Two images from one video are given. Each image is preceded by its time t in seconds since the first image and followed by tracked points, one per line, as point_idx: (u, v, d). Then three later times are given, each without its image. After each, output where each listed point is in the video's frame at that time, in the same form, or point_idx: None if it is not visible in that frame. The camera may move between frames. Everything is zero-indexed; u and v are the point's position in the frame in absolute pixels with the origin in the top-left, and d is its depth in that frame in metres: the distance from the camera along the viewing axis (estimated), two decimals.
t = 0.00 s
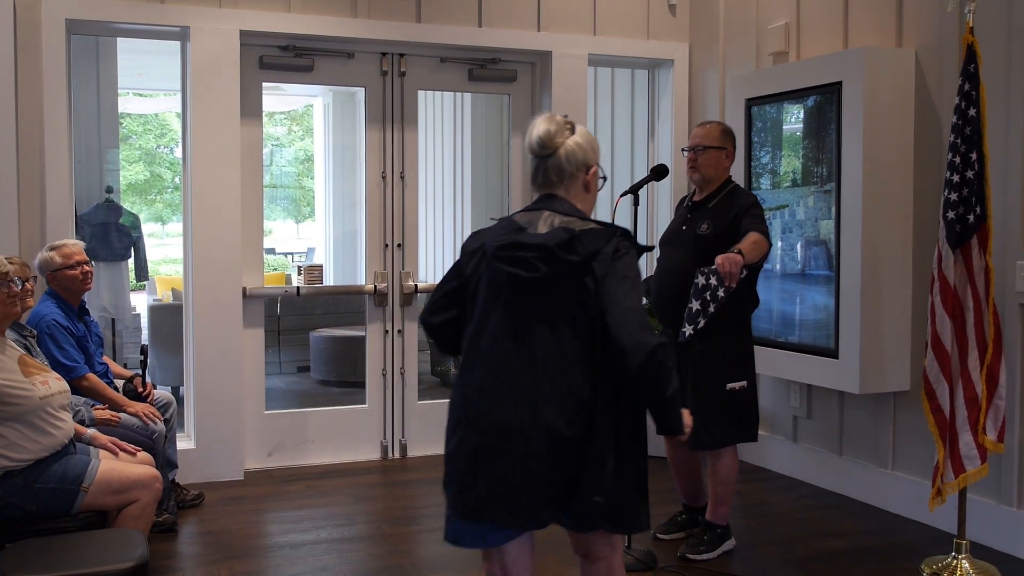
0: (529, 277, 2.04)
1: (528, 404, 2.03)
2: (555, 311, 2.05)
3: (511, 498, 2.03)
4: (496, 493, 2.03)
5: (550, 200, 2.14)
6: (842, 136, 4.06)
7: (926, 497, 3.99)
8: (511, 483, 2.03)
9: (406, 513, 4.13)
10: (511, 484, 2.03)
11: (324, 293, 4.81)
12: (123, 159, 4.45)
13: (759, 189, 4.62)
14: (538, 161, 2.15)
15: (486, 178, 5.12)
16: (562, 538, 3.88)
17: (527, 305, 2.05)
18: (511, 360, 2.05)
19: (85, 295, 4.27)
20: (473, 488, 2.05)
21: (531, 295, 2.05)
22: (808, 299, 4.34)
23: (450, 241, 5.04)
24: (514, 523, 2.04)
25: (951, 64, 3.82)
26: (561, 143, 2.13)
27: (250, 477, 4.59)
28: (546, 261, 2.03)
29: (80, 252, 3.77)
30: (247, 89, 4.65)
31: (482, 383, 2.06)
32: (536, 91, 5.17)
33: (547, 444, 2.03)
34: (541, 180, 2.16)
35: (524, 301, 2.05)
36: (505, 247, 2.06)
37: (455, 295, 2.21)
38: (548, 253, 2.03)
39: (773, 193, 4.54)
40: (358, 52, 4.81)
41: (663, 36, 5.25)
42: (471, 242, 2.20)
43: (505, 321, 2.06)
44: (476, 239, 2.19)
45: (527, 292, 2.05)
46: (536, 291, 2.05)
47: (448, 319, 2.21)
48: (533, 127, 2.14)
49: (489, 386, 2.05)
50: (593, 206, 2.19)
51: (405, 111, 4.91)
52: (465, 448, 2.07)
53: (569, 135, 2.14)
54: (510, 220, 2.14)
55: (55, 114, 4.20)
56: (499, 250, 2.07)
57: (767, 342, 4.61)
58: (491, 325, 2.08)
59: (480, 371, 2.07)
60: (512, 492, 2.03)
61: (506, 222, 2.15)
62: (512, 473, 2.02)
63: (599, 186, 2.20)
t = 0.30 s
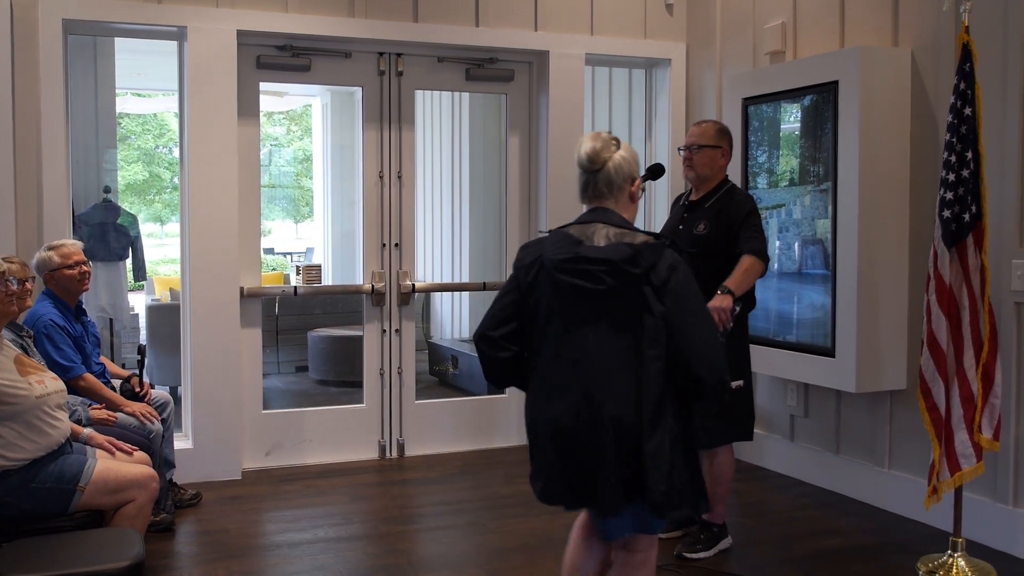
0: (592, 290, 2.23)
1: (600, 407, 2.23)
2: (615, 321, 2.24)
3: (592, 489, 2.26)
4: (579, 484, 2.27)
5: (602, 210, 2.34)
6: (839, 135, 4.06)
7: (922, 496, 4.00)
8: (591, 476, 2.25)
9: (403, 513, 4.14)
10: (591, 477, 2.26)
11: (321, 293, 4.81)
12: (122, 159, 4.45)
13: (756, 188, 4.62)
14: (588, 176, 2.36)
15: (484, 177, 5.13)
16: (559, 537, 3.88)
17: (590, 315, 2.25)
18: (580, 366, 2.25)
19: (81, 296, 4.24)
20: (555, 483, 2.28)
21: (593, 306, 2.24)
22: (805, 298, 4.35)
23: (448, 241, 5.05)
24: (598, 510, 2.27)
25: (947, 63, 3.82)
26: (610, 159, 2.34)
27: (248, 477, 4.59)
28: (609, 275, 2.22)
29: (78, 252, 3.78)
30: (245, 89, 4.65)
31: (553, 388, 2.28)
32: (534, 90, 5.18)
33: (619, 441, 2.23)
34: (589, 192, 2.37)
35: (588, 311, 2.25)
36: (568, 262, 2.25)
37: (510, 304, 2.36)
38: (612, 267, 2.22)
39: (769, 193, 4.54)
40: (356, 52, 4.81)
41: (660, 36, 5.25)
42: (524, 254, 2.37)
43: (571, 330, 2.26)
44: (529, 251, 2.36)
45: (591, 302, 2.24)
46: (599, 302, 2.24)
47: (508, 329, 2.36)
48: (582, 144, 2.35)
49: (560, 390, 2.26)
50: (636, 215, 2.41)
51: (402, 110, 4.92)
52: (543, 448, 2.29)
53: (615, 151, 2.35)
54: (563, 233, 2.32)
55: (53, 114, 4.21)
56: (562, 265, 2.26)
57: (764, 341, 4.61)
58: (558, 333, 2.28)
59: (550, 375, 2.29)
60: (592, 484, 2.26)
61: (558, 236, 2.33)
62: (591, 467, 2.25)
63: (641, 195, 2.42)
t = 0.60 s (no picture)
0: (638, 279, 2.34)
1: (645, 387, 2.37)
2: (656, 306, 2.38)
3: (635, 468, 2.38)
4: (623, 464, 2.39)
5: (641, 203, 2.50)
6: (830, 136, 4.07)
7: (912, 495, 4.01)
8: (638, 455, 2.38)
9: (395, 513, 4.14)
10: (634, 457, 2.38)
11: (313, 293, 4.81)
12: (114, 159, 4.45)
13: (748, 189, 4.63)
14: (625, 170, 2.50)
15: (476, 177, 5.14)
16: (551, 537, 3.89)
17: (633, 301, 2.37)
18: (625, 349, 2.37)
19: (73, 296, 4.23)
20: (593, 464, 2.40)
21: (636, 293, 2.37)
22: (796, 298, 4.36)
23: (441, 241, 5.05)
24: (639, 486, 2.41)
25: (938, 65, 3.84)
26: (646, 154, 2.48)
27: (240, 477, 4.59)
28: (654, 264, 2.35)
29: (71, 252, 3.78)
30: (237, 89, 4.65)
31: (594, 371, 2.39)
32: (526, 91, 5.19)
33: (664, 420, 2.38)
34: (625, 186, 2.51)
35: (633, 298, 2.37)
36: (615, 251, 2.35)
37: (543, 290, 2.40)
38: (659, 257, 2.35)
39: (761, 193, 4.55)
40: (348, 51, 4.81)
41: (653, 36, 5.26)
42: (558, 241, 2.42)
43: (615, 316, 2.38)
44: (563, 238, 2.42)
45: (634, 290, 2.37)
46: (641, 289, 2.37)
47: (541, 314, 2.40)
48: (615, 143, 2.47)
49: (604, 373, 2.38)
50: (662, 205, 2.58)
51: (395, 110, 4.91)
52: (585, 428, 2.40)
53: (650, 147, 2.50)
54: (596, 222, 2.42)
55: (45, 113, 4.21)
56: (607, 255, 2.35)
57: (755, 341, 4.62)
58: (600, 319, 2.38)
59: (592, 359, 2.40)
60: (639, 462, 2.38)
61: (590, 227, 2.42)
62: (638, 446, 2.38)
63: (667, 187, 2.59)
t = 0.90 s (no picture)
0: (646, 272, 2.58)
1: (658, 375, 2.59)
2: (664, 297, 2.60)
3: (648, 450, 2.62)
4: (639, 446, 2.62)
5: (648, 205, 2.70)
6: (817, 136, 4.09)
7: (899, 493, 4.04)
8: (652, 438, 2.61)
9: (384, 513, 4.14)
10: (648, 439, 2.61)
11: (301, 293, 4.80)
12: (101, 159, 4.44)
13: (735, 189, 4.64)
14: (639, 173, 2.70)
15: (465, 177, 5.14)
16: (539, 536, 3.89)
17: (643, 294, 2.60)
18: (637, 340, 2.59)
19: (59, 296, 4.22)
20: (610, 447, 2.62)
21: (646, 286, 2.60)
22: (784, 298, 4.37)
23: (429, 241, 5.04)
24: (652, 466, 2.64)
25: (925, 65, 3.86)
26: (658, 159, 2.69)
27: (228, 478, 4.58)
28: (663, 258, 2.57)
29: (57, 252, 3.75)
30: (225, 89, 4.64)
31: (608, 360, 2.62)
32: (514, 91, 5.19)
33: (672, 403, 2.59)
34: (636, 188, 2.71)
35: (645, 291, 2.60)
36: (627, 250, 2.57)
37: (561, 287, 2.65)
38: (668, 252, 2.57)
39: (748, 193, 4.56)
40: (337, 51, 4.81)
41: (641, 37, 5.27)
42: (573, 242, 2.65)
43: (628, 310, 2.60)
44: (579, 238, 2.65)
45: (646, 284, 2.60)
46: (651, 283, 2.60)
47: (559, 308, 2.64)
48: (629, 147, 2.68)
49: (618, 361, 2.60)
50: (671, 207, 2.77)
51: (383, 110, 4.91)
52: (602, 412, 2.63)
53: (662, 152, 2.70)
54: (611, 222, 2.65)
55: (31, 113, 4.19)
56: (618, 252, 2.58)
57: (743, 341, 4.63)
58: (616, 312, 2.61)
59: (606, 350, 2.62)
60: (652, 445, 2.61)
61: (604, 228, 2.64)
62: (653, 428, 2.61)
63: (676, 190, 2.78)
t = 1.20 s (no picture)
0: (672, 269, 2.71)
1: (684, 366, 2.72)
2: (686, 292, 2.74)
3: (673, 442, 2.72)
4: (663, 438, 2.72)
5: (663, 206, 2.81)
6: (801, 137, 4.10)
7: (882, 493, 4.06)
8: (676, 429, 2.71)
9: (370, 514, 4.13)
10: (673, 431, 2.72)
11: (287, 294, 4.79)
12: (86, 158, 4.41)
13: (720, 189, 4.65)
14: (653, 175, 2.81)
15: (451, 177, 5.14)
16: (524, 537, 3.90)
17: (666, 290, 2.72)
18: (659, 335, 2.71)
19: (42, 297, 4.19)
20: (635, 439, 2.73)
21: (670, 282, 2.72)
22: (768, 298, 4.39)
23: (415, 241, 5.04)
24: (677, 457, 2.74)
25: (908, 67, 3.88)
26: (671, 162, 2.82)
27: (213, 479, 4.57)
28: (687, 255, 2.71)
29: (41, 253, 3.74)
30: (209, 89, 4.62)
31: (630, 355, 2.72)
32: (500, 91, 5.19)
33: (697, 393, 2.73)
34: (650, 191, 2.82)
35: (667, 288, 2.72)
36: (651, 248, 2.70)
37: (582, 285, 2.75)
38: (692, 249, 2.72)
39: (733, 193, 4.57)
40: (322, 51, 4.79)
41: (626, 37, 5.28)
42: (594, 242, 2.75)
43: (650, 306, 2.72)
44: (599, 239, 2.76)
45: (666, 281, 2.72)
46: (674, 279, 2.73)
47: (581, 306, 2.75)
48: (643, 152, 2.81)
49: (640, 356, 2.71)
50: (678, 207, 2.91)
51: (369, 111, 4.90)
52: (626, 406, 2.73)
53: (672, 156, 2.83)
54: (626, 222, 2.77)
55: (14, 112, 4.16)
56: (644, 249, 2.70)
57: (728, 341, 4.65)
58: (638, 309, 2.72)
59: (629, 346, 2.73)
60: (677, 435, 2.71)
61: (621, 227, 2.76)
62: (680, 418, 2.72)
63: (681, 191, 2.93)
